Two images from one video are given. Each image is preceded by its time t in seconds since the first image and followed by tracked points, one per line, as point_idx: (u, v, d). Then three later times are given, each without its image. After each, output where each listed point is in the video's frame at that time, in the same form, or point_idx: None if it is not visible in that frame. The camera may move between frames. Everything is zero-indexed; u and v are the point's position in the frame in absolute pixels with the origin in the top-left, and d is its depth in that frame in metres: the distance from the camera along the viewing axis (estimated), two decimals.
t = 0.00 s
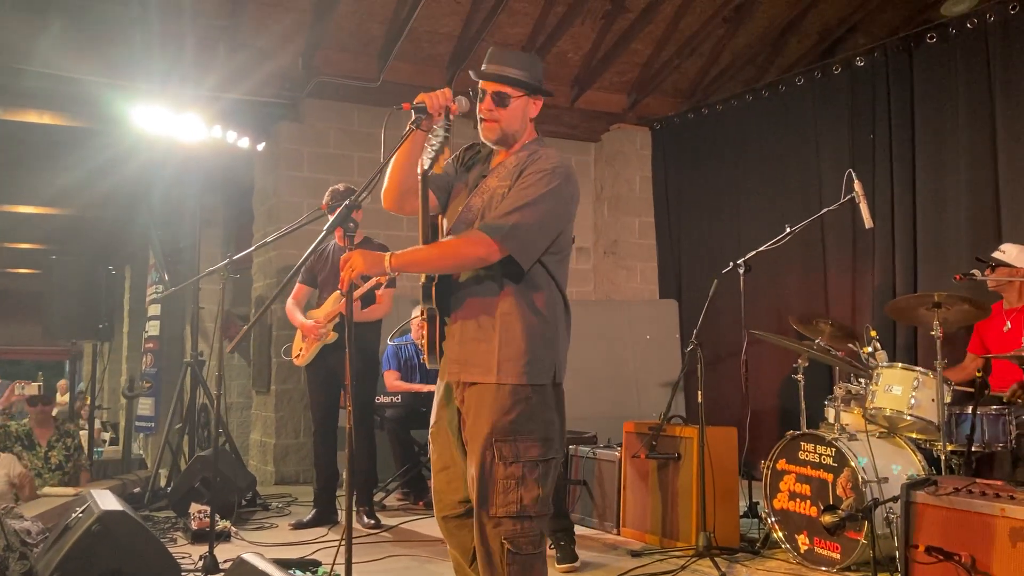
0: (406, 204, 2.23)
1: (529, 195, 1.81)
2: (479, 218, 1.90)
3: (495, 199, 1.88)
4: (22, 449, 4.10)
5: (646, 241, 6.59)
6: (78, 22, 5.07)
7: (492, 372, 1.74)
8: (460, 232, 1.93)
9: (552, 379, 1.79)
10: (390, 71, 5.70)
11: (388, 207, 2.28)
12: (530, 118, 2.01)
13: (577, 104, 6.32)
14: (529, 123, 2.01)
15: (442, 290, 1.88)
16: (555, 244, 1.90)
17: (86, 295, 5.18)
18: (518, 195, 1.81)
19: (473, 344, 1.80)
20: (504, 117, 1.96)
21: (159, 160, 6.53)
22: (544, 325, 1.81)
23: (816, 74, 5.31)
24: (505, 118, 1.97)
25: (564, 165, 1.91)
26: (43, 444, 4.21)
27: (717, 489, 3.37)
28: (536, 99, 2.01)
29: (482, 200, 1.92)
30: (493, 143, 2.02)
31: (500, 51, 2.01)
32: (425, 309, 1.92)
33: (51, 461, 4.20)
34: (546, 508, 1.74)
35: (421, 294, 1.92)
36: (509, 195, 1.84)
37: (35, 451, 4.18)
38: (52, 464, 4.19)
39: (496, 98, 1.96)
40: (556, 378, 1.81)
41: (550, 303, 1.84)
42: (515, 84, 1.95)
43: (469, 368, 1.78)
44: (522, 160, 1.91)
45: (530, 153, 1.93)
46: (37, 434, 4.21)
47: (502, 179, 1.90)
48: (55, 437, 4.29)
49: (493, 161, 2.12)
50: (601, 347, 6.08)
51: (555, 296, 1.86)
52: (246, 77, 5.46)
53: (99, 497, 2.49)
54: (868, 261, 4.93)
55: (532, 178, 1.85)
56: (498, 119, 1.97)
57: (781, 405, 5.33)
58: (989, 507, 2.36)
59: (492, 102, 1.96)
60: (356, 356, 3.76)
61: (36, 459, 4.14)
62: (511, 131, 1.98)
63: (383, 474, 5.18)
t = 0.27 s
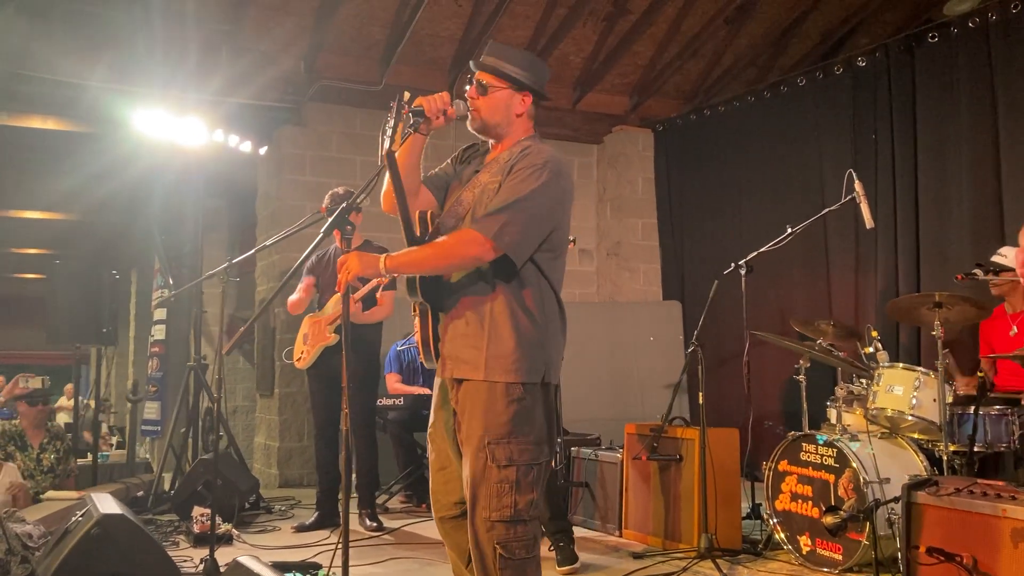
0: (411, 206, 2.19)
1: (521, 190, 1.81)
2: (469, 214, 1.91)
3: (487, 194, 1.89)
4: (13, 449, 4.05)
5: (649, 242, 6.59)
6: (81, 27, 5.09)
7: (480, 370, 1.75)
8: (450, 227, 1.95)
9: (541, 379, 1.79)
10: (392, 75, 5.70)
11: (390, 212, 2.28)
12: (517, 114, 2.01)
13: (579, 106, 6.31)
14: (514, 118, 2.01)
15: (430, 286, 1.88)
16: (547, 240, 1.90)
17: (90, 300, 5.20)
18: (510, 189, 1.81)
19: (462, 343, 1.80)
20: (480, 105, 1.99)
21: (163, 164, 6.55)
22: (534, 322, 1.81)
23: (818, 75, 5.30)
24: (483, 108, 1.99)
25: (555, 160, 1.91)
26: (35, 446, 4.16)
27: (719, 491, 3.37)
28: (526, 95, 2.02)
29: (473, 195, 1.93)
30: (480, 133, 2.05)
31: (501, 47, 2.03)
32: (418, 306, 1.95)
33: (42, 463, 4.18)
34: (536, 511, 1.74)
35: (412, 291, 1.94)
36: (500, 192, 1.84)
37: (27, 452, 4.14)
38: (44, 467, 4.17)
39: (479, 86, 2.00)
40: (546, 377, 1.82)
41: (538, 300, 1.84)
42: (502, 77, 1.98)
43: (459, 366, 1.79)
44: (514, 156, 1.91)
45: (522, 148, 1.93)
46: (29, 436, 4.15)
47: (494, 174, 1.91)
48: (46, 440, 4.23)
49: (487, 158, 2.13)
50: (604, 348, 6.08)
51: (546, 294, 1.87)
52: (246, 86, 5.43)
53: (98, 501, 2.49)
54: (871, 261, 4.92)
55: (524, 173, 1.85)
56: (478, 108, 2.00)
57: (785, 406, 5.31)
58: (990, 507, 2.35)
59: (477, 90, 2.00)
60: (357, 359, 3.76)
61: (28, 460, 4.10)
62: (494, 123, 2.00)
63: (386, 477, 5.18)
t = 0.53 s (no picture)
0: (414, 210, 2.19)
1: (521, 192, 1.80)
2: (470, 214, 1.92)
3: (488, 195, 1.89)
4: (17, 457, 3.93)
5: (657, 246, 6.58)
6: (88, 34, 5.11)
7: (478, 370, 1.75)
8: (452, 227, 1.98)
9: (542, 381, 1.79)
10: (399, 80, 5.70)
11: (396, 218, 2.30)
12: (513, 113, 2.01)
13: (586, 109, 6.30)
14: (511, 117, 2.01)
15: (430, 286, 1.89)
16: (549, 241, 1.90)
17: (98, 306, 5.22)
18: (510, 190, 1.81)
19: (462, 344, 1.81)
20: (478, 106, 2.00)
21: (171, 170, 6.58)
22: (533, 323, 1.81)
23: (824, 77, 5.28)
24: (481, 109, 2.00)
25: (557, 161, 1.90)
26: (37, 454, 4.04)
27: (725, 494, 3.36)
28: (523, 93, 2.01)
29: (474, 197, 1.94)
30: (481, 135, 2.06)
31: (500, 48, 2.04)
32: (418, 306, 1.96)
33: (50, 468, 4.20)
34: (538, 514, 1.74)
35: (411, 292, 1.95)
36: (500, 194, 1.84)
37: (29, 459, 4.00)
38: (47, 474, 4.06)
39: (476, 89, 2.01)
40: (547, 378, 1.81)
41: (537, 301, 1.84)
42: (497, 77, 1.99)
43: (459, 366, 1.79)
44: (515, 157, 1.91)
45: (524, 149, 1.92)
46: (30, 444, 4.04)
47: (496, 176, 1.91)
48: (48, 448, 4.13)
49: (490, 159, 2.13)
50: (612, 351, 6.08)
51: (547, 295, 1.87)
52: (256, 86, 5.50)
53: (105, 506, 2.47)
54: (878, 263, 4.90)
55: (525, 174, 1.84)
56: (475, 109, 2.01)
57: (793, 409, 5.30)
58: (998, 511, 2.34)
59: (474, 92, 2.01)
60: (363, 364, 3.77)
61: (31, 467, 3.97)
62: (492, 124, 2.01)
63: (393, 481, 5.19)
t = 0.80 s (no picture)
0: (418, 212, 2.19)
1: (524, 194, 1.79)
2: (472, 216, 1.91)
3: (490, 197, 1.88)
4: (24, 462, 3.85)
5: (662, 247, 6.57)
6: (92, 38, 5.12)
7: (479, 372, 1.75)
8: (455, 228, 1.98)
9: (543, 383, 1.78)
10: (403, 82, 5.69)
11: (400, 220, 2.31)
12: (513, 114, 2.00)
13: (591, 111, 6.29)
14: (512, 118, 2.00)
15: (431, 287, 1.88)
16: (551, 243, 1.89)
17: (103, 309, 5.23)
18: (512, 192, 1.80)
19: (463, 346, 1.80)
20: (478, 108, 2.00)
21: (176, 174, 6.60)
22: (536, 325, 1.80)
23: (830, 77, 5.26)
24: (481, 112, 2.00)
25: (561, 163, 1.89)
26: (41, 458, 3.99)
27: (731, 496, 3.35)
28: (523, 94, 2.00)
29: (477, 199, 1.92)
30: (482, 137, 2.05)
31: (499, 49, 2.02)
32: (420, 307, 1.96)
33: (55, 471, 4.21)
34: (540, 517, 1.73)
35: (412, 293, 1.94)
36: (502, 196, 1.83)
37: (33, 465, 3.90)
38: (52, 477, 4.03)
39: (476, 91, 2.01)
40: (549, 380, 1.80)
41: (539, 302, 1.83)
42: (497, 79, 1.98)
43: (459, 368, 1.79)
44: (518, 159, 1.89)
45: (527, 151, 1.91)
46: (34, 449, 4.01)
47: (498, 177, 1.90)
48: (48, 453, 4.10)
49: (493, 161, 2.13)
50: (618, 353, 6.07)
51: (548, 297, 1.86)
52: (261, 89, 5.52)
53: (108, 508, 2.40)
54: (884, 264, 4.88)
55: (527, 176, 1.83)
56: (476, 111, 2.00)
57: (798, 410, 5.28)
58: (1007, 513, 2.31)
59: (474, 95, 2.01)
60: (367, 366, 3.77)
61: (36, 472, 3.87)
62: (493, 126, 2.00)
63: (398, 484, 5.18)
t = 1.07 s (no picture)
0: (420, 211, 2.19)
1: (524, 192, 1.79)
2: (473, 215, 1.90)
3: (491, 195, 1.87)
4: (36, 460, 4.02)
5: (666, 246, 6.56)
6: (96, 38, 5.13)
7: (479, 371, 1.74)
8: (456, 229, 1.95)
9: (544, 383, 1.77)
10: (407, 81, 5.68)
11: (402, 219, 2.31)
12: (513, 112, 1.99)
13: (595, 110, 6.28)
14: (512, 116, 1.99)
15: (432, 286, 1.88)
16: (552, 243, 1.88)
17: (108, 309, 5.24)
18: (512, 192, 1.79)
19: (464, 345, 1.80)
20: (478, 106, 1.99)
21: (181, 173, 6.61)
22: (537, 324, 1.80)
23: (835, 75, 5.25)
24: (481, 110, 1.99)
25: (562, 163, 1.89)
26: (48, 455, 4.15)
27: (734, 495, 3.34)
28: (523, 92, 2.00)
29: (478, 198, 1.92)
30: (482, 135, 2.04)
31: (501, 48, 2.03)
32: (421, 306, 1.95)
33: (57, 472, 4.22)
34: (541, 517, 1.72)
35: (414, 291, 1.94)
36: (503, 195, 1.83)
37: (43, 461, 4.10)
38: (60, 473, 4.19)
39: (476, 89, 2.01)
40: (550, 380, 1.80)
41: (541, 301, 1.83)
42: (498, 77, 1.98)
43: (460, 367, 1.78)
44: (519, 158, 1.89)
45: (529, 150, 1.91)
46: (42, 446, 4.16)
47: (500, 176, 1.89)
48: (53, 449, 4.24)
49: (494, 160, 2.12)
50: (622, 352, 6.06)
51: (550, 296, 1.85)
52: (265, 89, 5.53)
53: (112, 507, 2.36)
54: (889, 263, 4.87)
55: (529, 175, 1.83)
56: (476, 109, 2.00)
57: (803, 409, 5.27)
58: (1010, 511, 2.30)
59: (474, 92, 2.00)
60: (370, 366, 3.77)
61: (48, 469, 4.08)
62: (494, 123, 2.00)
63: (402, 483, 5.18)
